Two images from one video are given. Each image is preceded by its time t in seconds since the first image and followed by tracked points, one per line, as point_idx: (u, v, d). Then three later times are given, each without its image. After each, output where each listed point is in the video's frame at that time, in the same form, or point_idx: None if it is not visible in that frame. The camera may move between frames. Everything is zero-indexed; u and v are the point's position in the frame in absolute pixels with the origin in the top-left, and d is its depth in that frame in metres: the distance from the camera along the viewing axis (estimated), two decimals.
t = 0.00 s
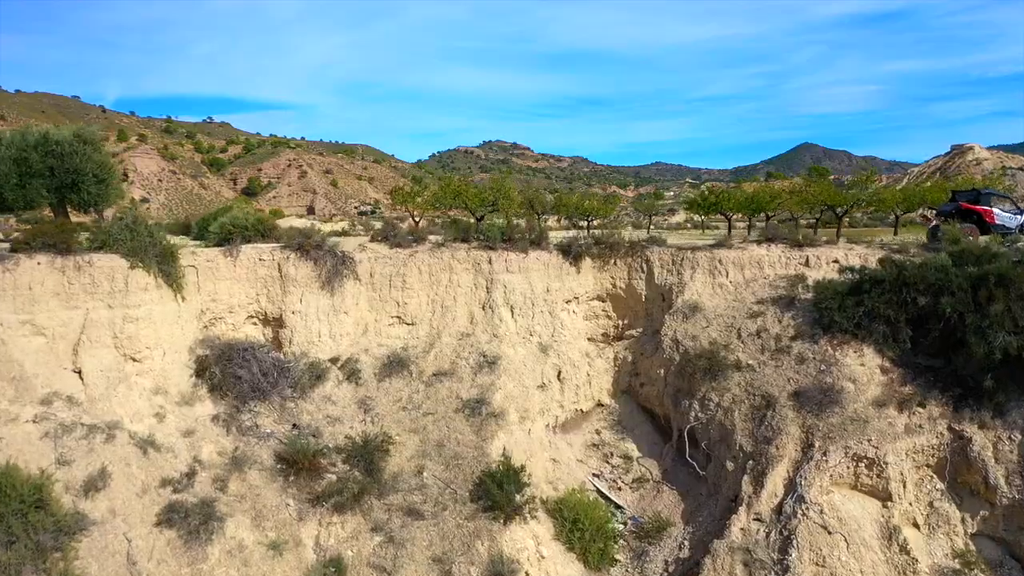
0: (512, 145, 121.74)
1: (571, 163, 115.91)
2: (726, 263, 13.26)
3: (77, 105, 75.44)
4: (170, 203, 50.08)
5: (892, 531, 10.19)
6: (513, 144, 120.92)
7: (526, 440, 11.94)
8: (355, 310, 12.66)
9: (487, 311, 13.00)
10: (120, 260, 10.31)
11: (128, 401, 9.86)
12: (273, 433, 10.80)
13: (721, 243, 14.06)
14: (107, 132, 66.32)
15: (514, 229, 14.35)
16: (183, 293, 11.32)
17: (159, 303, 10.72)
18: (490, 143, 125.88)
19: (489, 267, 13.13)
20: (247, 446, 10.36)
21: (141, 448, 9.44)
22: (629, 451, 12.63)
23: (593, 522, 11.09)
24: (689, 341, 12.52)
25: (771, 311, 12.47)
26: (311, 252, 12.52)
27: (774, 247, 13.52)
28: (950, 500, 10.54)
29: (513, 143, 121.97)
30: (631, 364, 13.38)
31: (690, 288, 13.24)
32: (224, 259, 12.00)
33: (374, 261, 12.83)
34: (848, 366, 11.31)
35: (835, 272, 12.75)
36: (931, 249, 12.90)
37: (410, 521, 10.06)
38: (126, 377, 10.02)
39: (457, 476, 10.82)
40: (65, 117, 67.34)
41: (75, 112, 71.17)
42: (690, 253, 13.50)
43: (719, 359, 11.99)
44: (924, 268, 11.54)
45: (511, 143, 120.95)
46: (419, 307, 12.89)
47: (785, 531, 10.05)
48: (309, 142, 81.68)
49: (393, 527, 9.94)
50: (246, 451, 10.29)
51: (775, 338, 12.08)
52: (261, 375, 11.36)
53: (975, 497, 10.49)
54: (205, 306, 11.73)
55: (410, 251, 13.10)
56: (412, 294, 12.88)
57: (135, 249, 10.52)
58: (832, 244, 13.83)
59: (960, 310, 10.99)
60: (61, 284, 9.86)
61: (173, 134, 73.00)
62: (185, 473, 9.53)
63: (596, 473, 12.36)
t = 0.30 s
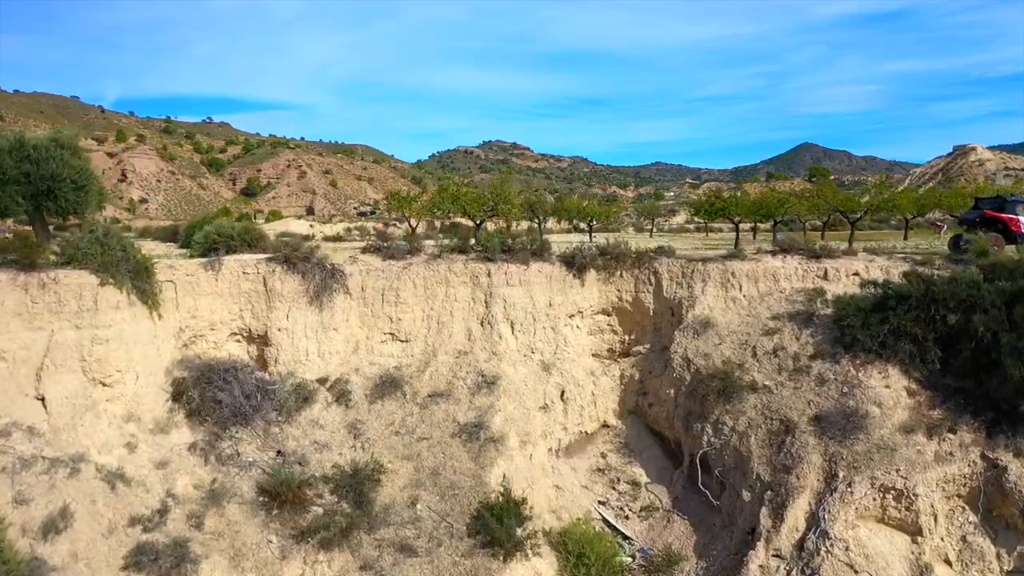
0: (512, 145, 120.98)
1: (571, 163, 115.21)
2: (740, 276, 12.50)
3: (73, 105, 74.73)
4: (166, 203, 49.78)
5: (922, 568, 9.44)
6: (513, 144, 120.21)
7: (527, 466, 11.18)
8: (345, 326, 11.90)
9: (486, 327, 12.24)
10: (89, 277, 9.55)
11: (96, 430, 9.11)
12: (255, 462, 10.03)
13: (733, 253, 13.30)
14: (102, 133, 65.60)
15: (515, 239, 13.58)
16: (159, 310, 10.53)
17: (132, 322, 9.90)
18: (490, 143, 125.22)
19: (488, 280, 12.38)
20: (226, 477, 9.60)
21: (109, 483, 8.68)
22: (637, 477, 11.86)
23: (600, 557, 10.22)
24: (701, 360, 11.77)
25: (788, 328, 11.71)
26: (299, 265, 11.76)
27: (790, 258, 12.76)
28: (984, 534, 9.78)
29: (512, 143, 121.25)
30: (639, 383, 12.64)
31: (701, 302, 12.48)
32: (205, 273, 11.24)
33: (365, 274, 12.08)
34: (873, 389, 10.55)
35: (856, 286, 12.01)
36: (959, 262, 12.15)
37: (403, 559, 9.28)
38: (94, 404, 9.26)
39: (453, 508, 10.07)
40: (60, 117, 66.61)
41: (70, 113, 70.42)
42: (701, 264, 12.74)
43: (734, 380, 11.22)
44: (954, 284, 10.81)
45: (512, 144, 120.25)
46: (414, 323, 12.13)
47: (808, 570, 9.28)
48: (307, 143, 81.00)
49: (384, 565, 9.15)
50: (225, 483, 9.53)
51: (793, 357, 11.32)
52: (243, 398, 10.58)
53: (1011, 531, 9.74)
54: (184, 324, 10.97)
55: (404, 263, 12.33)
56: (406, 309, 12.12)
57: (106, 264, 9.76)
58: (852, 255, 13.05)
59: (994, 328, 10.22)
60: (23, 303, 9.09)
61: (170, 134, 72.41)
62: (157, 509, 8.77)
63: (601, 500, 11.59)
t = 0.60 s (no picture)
0: (512, 145, 120.26)
1: (572, 163, 114.47)
2: (754, 290, 11.75)
3: (69, 105, 74.03)
4: (166, 204, 49.29)
5: None
6: (513, 144, 119.50)
7: (529, 496, 10.43)
8: (334, 345, 11.14)
9: (484, 345, 11.49)
10: (52, 296, 8.82)
11: (60, 467, 8.42)
12: (234, 495, 9.26)
13: (746, 265, 12.54)
14: (99, 133, 64.95)
15: (515, 249, 12.82)
16: (132, 330, 9.80)
17: (99, 343, 9.11)
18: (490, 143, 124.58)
19: (486, 294, 11.62)
20: (202, 514, 8.85)
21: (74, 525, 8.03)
22: (646, 505, 11.07)
23: None
24: (714, 381, 11.01)
25: (808, 347, 10.94)
26: (284, 280, 11.00)
27: (807, 270, 11.99)
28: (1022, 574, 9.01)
29: (512, 144, 120.58)
30: (647, 403, 11.89)
31: (713, 318, 11.72)
32: (182, 289, 10.49)
33: (356, 288, 11.31)
34: (900, 415, 9.79)
35: (879, 302, 11.27)
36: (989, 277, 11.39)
37: None
38: (57, 436, 8.54)
39: (449, 545, 9.32)
40: (56, 117, 65.97)
41: (67, 113, 69.73)
42: (713, 277, 11.98)
43: (750, 404, 10.46)
44: (988, 300, 10.06)
45: (512, 144, 119.54)
46: (407, 341, 11.37)
47: None
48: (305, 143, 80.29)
49: None
50: (200, 520, 8.78)
51: (814, 378, 10.57)
52: (222, 424, 9.82)
53: None
54: (161, 343, 10.23)
55: (397, 277, 11.57)
56: (399, 326, 11.36)
57: (72, 282, 9.03)
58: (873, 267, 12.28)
59: None
60: None
61: (169, 134, 71.84)
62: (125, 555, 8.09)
63: (608, 530, 10.78)
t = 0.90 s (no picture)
0: (512, 146, 119.57)
1: (572, 163, 113.79)
2: (771, 306, 11.00)
3: (66, 105, 73.33)
4: (164, 205, 48.61)
5: None
6: (513, 144, 118.81)
7: (530, 530, 9.67)
8: (321, 365, 10.38)
9: (482, 365, 10.74)
10: (8, 318, 8.07)
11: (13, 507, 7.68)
12: (209, 534, 8.50)
13: (761, 278, 11.79)
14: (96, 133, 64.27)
15: (516, 261, 12.07)
16: (100, 353, 9.06)
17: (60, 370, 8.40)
18: (489, 143, 123.92)
19: (485, 310, 10.86)
20: (173, 557, 8.15)
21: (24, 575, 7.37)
22: (656, 538, 10.29)
23: None
24: (729, 405, 10.25)
25: (830, 368, 10.18)
26: (267, 296, 10.25)
27: (828, 284, 11.24)
28: None
29: (512, 144, 119.89)
30: (656, 427, 11.14)
31: (727, 336, 10.97)
32: (156, 306, 9.71)
33: (345, 305, 10.56)
34: (933, 445, 9.03)
35: (906, 320, 10.53)
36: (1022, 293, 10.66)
37: None
38: (12, 474, 7.82)
39: None
40: (55, 117, 65.35)
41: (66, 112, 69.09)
42: (727, 292, 11.22)
43: (769, 431, 9.69)
44: None
45: (511, 144, 118.85)
46: (400, 361, 10.62)
47: None
48: (304, 144, 79.57)
49: None
50: (171, 565, 8.04)
51: (837, 403, 9.81)
52: (198, 455, 9.05)
53: None
54: (133, 366, 9.46)
55: (389, 292, 10.81)
56: (392, 345, 10.61)
57: (31, 302, 8.29)
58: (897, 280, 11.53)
59: None
60: None
61: (169, 134, 71.20)
62: None
63: (616, 566, 9.96)
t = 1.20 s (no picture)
0: (512, 146, 118.83)
1: (573, 163, 113.07)
2: (791, 324, 10.24)
3: (64, 105, 72.65)
4: (163, 206, 47.93)
5: None
6: (513, 144, 118.11)
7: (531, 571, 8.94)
8: (306, 390, 9.62)
9: (480, 388, 9.97)
10: None
11: None
12: None
13: (778, 294, 11.03)
14: (94, 133, 63.68)
15: (516, 275, 11.31)
16: (61, 382, 8.42)
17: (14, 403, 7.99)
18: (489, 143, 123.21)
19: (483, 329, 10.09)
20: None
21: None
22: None
23: None
24: (747, 433, 9.48)
25: (856, 393, 9.42)
26: (247, 315, 9.48)
27: (851, 301, 10.47)
28: None
29: (512, 144, 119.15)
30: (667, 454, 10.38)
31: (743, 356, 10.20)
32: (126, 328, 8.95)
33: (332, 324, 9.80)
34: (972, 481, 8.27)
35: (936, 341, 9.77)
36: None
37: None
38: None
39: None
40: (53, 117, 64.81)
41: (65, 112, 68.54)
42: (742, 308, 10.46)
43: (791, 462, 8.91)
44: None
45: (512, 144, 118.17)
46: (391, 385, 9.86)
47: None
48: (302, 144, 78.88)
49: None
50: None
51: (865, 432, 9.04)
52: (169, 491, 8.28)
53: None
54: (99, 394, 8.71)
55: (380, 309, 10.05)
56: (382, 368, 9.85)
57: None
58: (926, 296, 10.75)
59: None
60: None
61: (168, 134, 70.60)
62: None
63: None
